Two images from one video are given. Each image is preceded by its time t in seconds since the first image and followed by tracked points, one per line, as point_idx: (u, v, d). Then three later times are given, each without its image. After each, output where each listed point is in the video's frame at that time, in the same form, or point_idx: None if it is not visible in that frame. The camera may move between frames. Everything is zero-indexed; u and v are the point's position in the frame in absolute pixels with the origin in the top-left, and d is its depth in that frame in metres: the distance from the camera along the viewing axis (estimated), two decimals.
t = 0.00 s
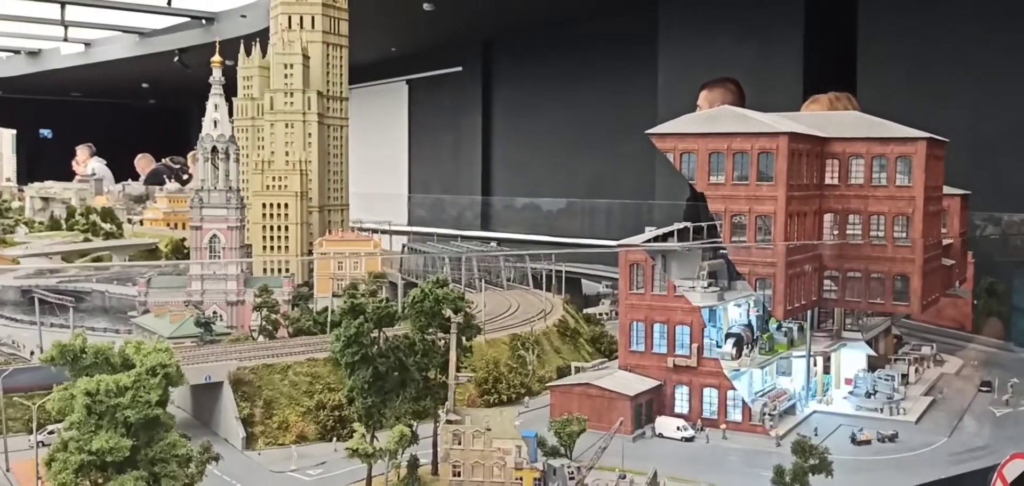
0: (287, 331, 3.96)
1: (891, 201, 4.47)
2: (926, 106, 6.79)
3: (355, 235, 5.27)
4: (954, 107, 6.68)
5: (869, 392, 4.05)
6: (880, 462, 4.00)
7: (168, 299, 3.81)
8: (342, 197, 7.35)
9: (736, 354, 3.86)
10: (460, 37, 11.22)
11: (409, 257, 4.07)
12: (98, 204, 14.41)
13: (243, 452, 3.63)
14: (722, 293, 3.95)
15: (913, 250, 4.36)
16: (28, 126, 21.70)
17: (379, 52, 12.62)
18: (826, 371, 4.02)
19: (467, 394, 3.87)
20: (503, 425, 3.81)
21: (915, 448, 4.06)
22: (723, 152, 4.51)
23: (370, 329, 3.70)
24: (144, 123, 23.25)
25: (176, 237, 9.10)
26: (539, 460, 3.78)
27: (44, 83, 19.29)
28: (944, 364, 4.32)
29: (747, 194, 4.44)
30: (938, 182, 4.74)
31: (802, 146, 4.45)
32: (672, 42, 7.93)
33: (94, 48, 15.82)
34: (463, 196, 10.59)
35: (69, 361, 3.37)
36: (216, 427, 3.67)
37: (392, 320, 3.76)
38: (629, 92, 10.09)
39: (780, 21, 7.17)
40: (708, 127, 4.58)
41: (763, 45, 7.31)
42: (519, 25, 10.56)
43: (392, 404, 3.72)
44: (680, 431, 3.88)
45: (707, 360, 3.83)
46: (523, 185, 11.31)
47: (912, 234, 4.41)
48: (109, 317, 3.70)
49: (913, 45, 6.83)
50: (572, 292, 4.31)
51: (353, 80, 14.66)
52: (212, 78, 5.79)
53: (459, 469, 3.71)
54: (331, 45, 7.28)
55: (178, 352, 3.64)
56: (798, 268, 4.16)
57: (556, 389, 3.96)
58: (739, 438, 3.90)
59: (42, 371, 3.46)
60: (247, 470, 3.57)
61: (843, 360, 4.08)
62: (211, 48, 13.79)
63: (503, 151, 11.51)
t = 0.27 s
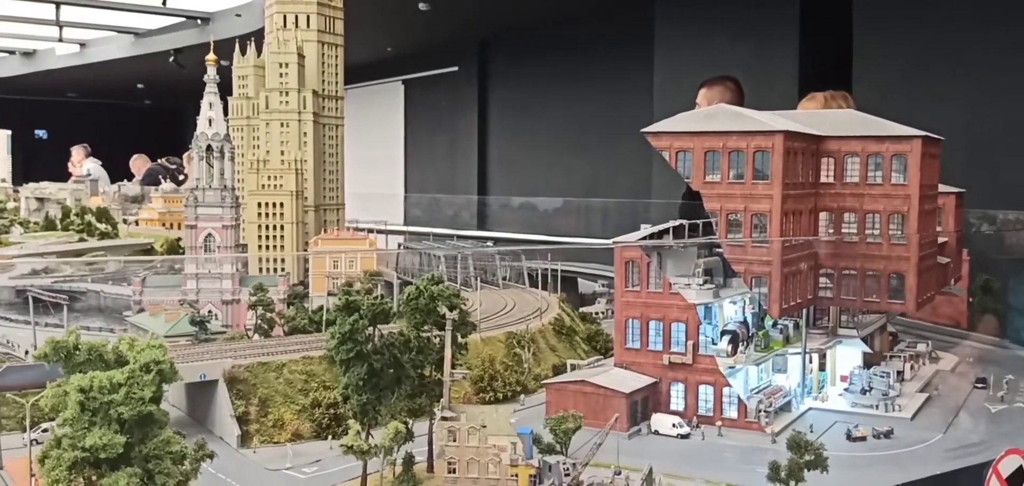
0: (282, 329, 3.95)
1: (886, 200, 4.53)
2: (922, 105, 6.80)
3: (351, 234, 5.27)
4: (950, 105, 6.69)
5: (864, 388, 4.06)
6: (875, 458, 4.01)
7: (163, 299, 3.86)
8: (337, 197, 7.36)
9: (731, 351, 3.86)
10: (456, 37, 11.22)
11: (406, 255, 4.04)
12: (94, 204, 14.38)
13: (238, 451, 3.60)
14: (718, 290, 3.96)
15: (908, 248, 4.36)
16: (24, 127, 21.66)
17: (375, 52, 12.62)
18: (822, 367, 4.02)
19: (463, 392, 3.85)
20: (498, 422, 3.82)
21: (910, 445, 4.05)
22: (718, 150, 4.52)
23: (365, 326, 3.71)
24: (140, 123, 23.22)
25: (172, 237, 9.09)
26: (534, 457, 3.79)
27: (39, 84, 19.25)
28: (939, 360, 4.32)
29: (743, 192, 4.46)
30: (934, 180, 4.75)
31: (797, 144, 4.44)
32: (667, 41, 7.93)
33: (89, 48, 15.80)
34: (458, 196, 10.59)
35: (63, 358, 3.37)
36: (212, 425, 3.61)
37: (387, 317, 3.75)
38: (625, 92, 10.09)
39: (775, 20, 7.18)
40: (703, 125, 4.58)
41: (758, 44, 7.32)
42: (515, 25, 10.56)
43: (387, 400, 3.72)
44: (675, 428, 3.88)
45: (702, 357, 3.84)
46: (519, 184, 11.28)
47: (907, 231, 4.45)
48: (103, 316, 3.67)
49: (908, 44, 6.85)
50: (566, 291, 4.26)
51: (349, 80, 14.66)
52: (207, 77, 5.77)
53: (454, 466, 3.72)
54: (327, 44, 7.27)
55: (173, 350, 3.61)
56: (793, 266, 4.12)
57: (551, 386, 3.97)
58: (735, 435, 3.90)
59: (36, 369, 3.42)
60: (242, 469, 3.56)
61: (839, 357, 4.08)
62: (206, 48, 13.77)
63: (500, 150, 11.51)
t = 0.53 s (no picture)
0: (279, 329, 3.93)
1: (881, 198, 4.55)
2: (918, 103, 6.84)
3: (346, 233, 5.25)
4: (944, 104, 6.74)
5: (860, 386, 4.04)
6: (869, 455, 4.02)
7: (157, 298, 3.83)
8: (332, 195, 7.36)
9: (726, 349, 3.85)
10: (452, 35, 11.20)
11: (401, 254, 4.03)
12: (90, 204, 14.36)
13: (232, 450, 3.60)
14: (713, 288, 3.94)
15: (902, 247, 4.35)
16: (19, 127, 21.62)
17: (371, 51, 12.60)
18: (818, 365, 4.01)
19: (457, 390, 3.84)
20: (492, 421, 3.80)
21: (905, 442, 4.06)
22: (713, 149, 4.49)
23: (358, 324, 3.69)
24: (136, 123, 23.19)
25: (168, 236, 9.08)
26: (528, 455, 3.78)
27: (34, 83, 19.18)
28: (934, 358, 4.30)
29: (737, 191, 4.41)
30: (928, 179, 4.78)
31: (792, 143, 4.46)
32: (663, 39, 7.93)
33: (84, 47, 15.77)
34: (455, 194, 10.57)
35: (53, 357, 3.35)
36: (205, 425, 3.60)
37: (379, 315, 3.72)
38: (621, 91, 10.10)
39: (771, 18, 7.18)
40: (698, 124, 4.57)
41: (753, 42, 7.32)
42: (511, 24, 10.55)
43: (381, 399, 3.72)
44: (670, 426, 3.88)
45: (697, 355, 3.83)
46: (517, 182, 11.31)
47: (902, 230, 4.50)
48: (98, 316, 3.66)
49: (902, 43, 6.89)
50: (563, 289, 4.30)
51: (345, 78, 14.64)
52: (201, 75, 5.75)
53: (447, 464, 3.69)
54: (322, 42, 7.31)
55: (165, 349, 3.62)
56: (788, 265, 4.12)
57: (547, 384, 3.95)
58: (730, 433, 3.90)
59: (26, 368, 3.42)
60: (235, 468, 3.56)
61: (834, 355, 4.07)
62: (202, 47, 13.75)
63: (496, 149, 11.50)
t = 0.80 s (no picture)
0: (274, 328, 3.91)
1: (877, 199, 4.54)
2: (913, 100, 6.86)
3: (342, 231, 5.25)
4: (939, 101, 6.77)
5: (856, 385, 4.04)
6: (866, 454, 4.02)
7: (153, 297, 3.85)
8: (329, 195, 7.36)
9: (723, 347, 3.85)
10: (448, 33, 11.20)
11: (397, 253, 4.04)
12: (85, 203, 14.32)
13: (227, 450, 3.61)
14: (709, 287, 3.94)
15: (899, 247, 4.33)
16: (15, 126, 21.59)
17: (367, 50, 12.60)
18: (813, 362, 4.01)
19: (454, 389, 3.81)
20: (487, 419, 3.74)
21: (902, 441, 4.04)
22: (709, 149, 4.51)
23: (353, 323, 3.71)
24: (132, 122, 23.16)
25: (164, 235, 9.06)
26: (525, 454, 3.73)
27: (30, 82, 19.15)
28: (931, 357, 4.27)
29: (733, 192, 4.41)
30: (924, 179, 4.76)
31: (789, 143, 4.45)
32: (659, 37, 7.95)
33: (80, 46, 15.76)
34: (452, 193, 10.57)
35: (47, 357, 3.33)
36: (200, 424, 3.62)
37: (373, 315, 3.74)
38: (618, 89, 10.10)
39: (766, 16, 7.19)
40: (694, 125, 4.58)
41: (749, 41, 7.33)
42: (508, 22, 10.55)
43: (376, 398, 3.72)
44: (667, 425, 3.87)
45: (694, 354, 3.84)
46: (511, 180, 11.27)
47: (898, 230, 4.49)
48: (94, 315, 3.67)
49: (897, 39, 6.90)
50: (560, 289, 4.28)
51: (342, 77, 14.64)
52: (196, 73, 5.73)
53: (443, 463, 3.67)
54: (319, 42, 7.31)
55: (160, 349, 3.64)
56: (784, 266, 4.10)
57: (543, 384, 3.93)
58: (727, 432, 3.90)
59: (21, 369, 3.44)
60: (230, 467, 3.56)
61: (830, 353, 4.07)
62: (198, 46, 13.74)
63: (491, 149, 11.48)
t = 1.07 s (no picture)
0: (275, 327, 3.93)
1: (879, 199, 4.54)
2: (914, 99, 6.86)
3: (342, 231, 5.26)
4: (939, 101, 6.77)
5: (858, 384, 4.03)
6: (868, 454, 4.00)
7: (153, 296, 3.84)
8: (329, 195, 7.37)
9: (725, 347, 3.84)
10: (448, 33, 11.20)
11: (398, 253, 4.04)
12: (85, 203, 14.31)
13: (229, 450, 3.60)
14: (711, 286, 3.92)
15: (901, 248, 4.31)
16: (15, 126, 21.57)
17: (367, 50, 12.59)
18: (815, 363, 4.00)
19: (456, 389, 3.80)
20: (489, 418, 3.72)
21: (905, 441, 4.03)
22: (711, 149, 4.50)
23: (355, 322, 3.69)
24: (132, 122, 23.14)
25: (164, 235, 9.05)
26: (526, 454, 3.71)
27: (30, 82, 19.15)
28: (933, 356, 4.28)
29: (735, 192, 4.41)
30: (927, 179, 4.75)
31: (791, 143, 4.45)
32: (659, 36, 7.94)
33: (80, 46, 15.75)
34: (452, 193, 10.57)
35: (48, 356, 3.33)
36: (201, 423, 3.60)
37: (375, 313, 3.72)
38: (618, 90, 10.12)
39: (767, 16, 7.19)
40: (696, 125, 4.58)
41: (749, 40, 7.34)
42: (508, 22, 10.54)
43: (378, 398, 3.70)
44: (668, 424, 3.87)
45: (696, 353, 3.84)
46: (511, 180, 11.27)
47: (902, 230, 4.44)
48: (94, 315, 3.67)
49: (897, 39, 6.90)
50: (561, 288, 4.25)
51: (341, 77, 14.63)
52: (197, 72, 5.70)
53: (445, 463, 3.65)
54: (319, 41, 7.32)
55: (161, 348, 3.62)
56: (787, 266, 4.09)
57: (544, 383, 3.92)
58: (729, 431, 3.89)
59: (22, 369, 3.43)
60: (230, 466, 3.56)
61: (832, 353, 4.06)
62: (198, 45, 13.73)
63: (491, 149, 11.48)
